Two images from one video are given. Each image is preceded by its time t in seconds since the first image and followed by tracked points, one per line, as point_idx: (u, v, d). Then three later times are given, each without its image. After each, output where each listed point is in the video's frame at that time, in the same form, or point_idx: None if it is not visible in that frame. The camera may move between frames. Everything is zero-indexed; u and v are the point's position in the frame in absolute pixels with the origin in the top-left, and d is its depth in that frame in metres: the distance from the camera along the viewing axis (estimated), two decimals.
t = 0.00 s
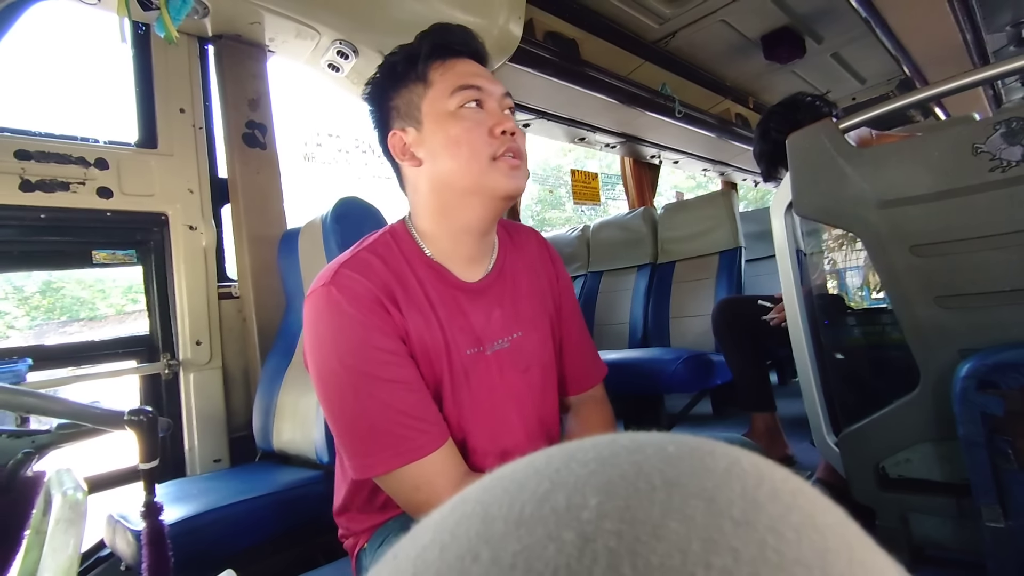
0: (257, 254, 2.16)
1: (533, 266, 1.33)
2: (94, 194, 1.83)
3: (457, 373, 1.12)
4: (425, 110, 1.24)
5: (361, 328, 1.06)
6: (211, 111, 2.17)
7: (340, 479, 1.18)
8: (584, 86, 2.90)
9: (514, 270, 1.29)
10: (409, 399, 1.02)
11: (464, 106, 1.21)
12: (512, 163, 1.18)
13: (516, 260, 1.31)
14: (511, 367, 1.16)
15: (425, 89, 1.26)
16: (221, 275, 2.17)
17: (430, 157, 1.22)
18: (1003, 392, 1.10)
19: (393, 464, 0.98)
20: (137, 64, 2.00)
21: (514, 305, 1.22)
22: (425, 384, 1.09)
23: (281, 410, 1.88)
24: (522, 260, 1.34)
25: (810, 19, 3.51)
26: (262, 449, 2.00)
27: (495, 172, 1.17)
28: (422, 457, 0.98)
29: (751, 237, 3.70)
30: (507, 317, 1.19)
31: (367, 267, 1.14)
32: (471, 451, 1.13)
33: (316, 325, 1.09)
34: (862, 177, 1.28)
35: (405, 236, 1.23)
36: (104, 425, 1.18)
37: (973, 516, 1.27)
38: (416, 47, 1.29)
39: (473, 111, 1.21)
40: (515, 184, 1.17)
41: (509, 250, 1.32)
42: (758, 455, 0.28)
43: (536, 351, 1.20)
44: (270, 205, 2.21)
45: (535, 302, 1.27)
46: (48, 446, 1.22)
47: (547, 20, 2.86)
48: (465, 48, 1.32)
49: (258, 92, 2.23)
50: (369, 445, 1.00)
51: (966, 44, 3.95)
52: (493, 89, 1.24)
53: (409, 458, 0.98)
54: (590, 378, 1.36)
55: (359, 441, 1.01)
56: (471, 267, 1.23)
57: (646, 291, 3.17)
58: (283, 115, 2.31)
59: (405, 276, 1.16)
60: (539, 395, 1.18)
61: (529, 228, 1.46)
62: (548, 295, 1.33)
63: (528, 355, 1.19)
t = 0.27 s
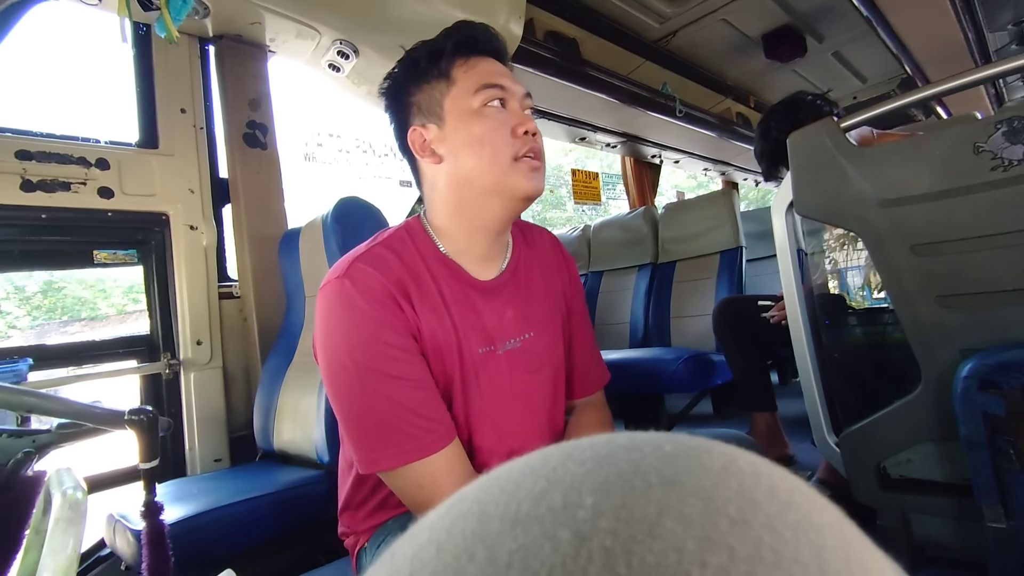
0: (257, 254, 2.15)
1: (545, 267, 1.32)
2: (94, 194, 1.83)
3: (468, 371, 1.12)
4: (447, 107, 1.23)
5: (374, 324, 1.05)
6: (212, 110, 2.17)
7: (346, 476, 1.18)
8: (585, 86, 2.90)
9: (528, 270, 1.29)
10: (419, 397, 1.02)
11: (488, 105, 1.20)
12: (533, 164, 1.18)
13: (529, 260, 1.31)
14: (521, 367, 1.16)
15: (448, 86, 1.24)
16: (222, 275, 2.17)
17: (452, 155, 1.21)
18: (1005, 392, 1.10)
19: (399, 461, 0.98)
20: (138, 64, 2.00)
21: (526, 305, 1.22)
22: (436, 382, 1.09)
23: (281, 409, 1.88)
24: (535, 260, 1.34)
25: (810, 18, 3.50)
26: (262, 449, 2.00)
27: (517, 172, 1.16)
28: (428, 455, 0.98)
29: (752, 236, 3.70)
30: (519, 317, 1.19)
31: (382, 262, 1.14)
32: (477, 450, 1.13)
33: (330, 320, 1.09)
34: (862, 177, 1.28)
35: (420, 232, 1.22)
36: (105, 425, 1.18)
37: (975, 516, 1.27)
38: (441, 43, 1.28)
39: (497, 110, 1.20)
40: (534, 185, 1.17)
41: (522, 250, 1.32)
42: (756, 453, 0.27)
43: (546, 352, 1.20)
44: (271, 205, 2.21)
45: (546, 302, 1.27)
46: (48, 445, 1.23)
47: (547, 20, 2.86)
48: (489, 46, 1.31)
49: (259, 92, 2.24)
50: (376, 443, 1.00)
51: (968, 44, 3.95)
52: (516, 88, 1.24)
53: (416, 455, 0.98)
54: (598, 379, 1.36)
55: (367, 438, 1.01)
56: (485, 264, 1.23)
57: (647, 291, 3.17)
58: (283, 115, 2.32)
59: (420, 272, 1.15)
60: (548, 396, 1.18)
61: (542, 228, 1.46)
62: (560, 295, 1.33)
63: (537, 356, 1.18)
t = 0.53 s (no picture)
0: (258, 253, 2.15)
1: (561, 269, 1.32)
2: (95, 193, 1.83)
3: (484, 374, 1.12)
4: (480, 106, 1.21)
5: (393, 326, 1.04)
6: (213, 110, 2.17)
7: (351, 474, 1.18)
8: (586, 85, 2.89)
9: (544, 272, 1.28)
10: (434, 403, 1.02)
11: (522, 105, 1.20)
12: (565, 165, 1.19)
13: (545, 261, 1.31)
14: (535, 371, 1.16)
15: (480, 83, 1.22)
16: (223, 274, 2.17)
17: (485, 155, 1.19)
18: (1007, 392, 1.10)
19: (410, 467, 0.98)
20: (139, 64, 2.00)
21: (542, 308, 1.22)
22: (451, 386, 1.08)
23: (282, 409, 1.88)
24: (552, 261, 1.33)
25: (811, 17, 3.50)
26: (263, 449, 2.00)
27: (552, 173, 1.17)
28: (439, 462, 0.98)
29: (753, 236, 3.69)
30: (535, 321, 1.19)
31: (403, 260, 1.12)
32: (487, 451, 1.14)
33: (347, 318, 1.07)
34: (863, 176, 1.28)
35: (440, 229, 1.21)
36: (106, 424, 1.18)
37: (977, 516, 1.27)
38: (472, 37, 1.25)
39: (531, 109, 1.20)
40: (568, 187, 1.18)
41: (539, 251, 1.31)
42: (755, 452, 0.27)
43: (559, 356, 1.20)
44: (272, 204, 2.20)
45: (562, 305, 1.27)
46: (50, 444, 1.23)
47: (548, 19, 2.86)
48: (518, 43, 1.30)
49: (259, 92, 2.23)
50: (389, 446, 1.00)
51: (969, 43, 3.95)
52: (547, 86, 1.23)
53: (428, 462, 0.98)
54: (607, 382, 1.37)
55: (381, 440, 1.01)
56: (506, 262, 1.23)
57: (648, 290, 3.17)
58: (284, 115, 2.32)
59: (440, 271, 1.14)
60: (560, 399, 1.19)
61: (558, 227, 1.45)
62: (575, 296, 1.33)
63: (551, 360, 1.19)
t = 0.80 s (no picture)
0: (258, 253, 2.15)
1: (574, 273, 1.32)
2: (97, 193, 1.83)
3: (497, 380, 1.12)
4: (503, 109, 1.20)
5: (407, 331, 1.04)
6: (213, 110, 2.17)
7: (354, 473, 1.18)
8: (586, 85, 2.89)
9: (558, 276, 1.28)
10: (444, 410, 1.02)
11: (548, 108, 1.19)
12: (588, 170, 1.19)
13: (558, 265, 1.31)
14: (546, 377, 1.16)
15: (502, 86, 1.21)
16: (223, 274, 2.17)
17: (508, 159, 1.19)
18: (1009, 391, 1.09)
19: (417, 474, 0.98)
20: (139, 64, 2.00)
21: (553, 313, 1.22)
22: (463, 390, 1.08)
23: (283, 409, 1.88)
24: (565, 265, 1.33)
25: (812, 16, 3.50)
26: (263, 448, 2.00)
27: (577, 178, 1.17)
28: (445, 471, 0.99)
29: (754, 236, 3.69)
30: (547, 326, 1.19)
31: (418, 262, 1.11)
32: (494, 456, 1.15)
33: (358, 320, 1.06)
34: (864, 175, 1.28)
35: (455, 231, 1.21)
36: (107, 424, 1.18)
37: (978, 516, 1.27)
38: (496, 37, 1.23)
39: (556, 112, 1.19)
40: (591, 192, 1.18)
41: (552, 254, 1.31)
42: (755, 451, 0.27)
43: (570, 362, 1.21)
44: (272, 204, 2.20)
45: (574, 310, 1.27)
46: (51, 444, 1.23)
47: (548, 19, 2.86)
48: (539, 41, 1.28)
49: (260, 92, 2.23)
50: (397, 452, 1.00)
51: (970, 42, 3.94)
52: (570, 86, 1.23)
53: (434, 470, 0.98)
54: (615, 386, 1.37)
55: (389, 446, 1.00)
56: (523, 268, 1.23)
57: (648, 290, 3.17)
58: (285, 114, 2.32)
59: (455, 275, 1.14)
60: (569, 405, 1.19)
61: (575, 229, 1.45)
62: (588, 301, 1.33)
63: (562, 366, 1.19)
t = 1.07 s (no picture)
0: (259, 252, 2.15)
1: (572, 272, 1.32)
2: (97, 192, 1.83)
3: (495, 379, 1.12)
4: (498, 109, 1.20)
5: (405, 331, 1.04)
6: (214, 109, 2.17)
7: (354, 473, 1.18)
8: (587, 84, 2.89)
9: (555, 275, 1.28)
10: (444, 410, 1.02)
11: (542, 108, 1.19)
12: (583, 169, 1.19)
13: (556, 264, 1.31)
14: (545, 376, 1.16)
15: (497, 84, 1.21)
16: (224, 273, 2.17)
17: (502, 159, 1.19)
18: (1009, 391, 1.09)
19: (417, 475, 0.98)
20: (139, 63, 2.00)
21: (552, 312, 1.22)
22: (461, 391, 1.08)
23: (283, 408, 1.88)
24: (563, 263, 1.33)
25: (813, 16, 3.50)
26: (264, 447, 2.00)
27: (572, 177, 1.17)
28: (445, 471, 0.99)
29: (754, 235, 3.69)
30: (546, 325, 1.19)
31: (414, 264, 1.12)
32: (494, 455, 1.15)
33: (356, 322, 1.06)
34: (865, 175, 1.28)
35: (451, 231, 1.21)
36: (108, 424, 1.17)
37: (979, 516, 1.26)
38: (490, 36, 1.22)
39: (550, 112, 1.19)
40: (586, 191, 1.19)
41: (550, 253, 1.31)
42: (755, 450, 0.27)
43: (569, 360, 1.21)
44: (272, 203, 2.20)
45: (572, 309, 1.27)
46: (52, 443, 1.21)
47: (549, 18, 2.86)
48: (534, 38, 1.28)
49: (260, 92, 2.23)
50: (397, 453, 1.00)
51: (971, 41, 3.94)
52: (566, 86, 1.22)
53: (435, 470, 0.98)
54: (615, 384, 1.37)
55: (388, 447, 1.00)
56: (519, 266, 1.23)
57: (648, 289, 3.17)
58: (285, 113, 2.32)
59: (451, 275, 1.14)
60: (568, 404, 1.19)
61: (571, 226, 1.45)
62: (586, 299, 1.33)
63: (561, 364, 1.19)
